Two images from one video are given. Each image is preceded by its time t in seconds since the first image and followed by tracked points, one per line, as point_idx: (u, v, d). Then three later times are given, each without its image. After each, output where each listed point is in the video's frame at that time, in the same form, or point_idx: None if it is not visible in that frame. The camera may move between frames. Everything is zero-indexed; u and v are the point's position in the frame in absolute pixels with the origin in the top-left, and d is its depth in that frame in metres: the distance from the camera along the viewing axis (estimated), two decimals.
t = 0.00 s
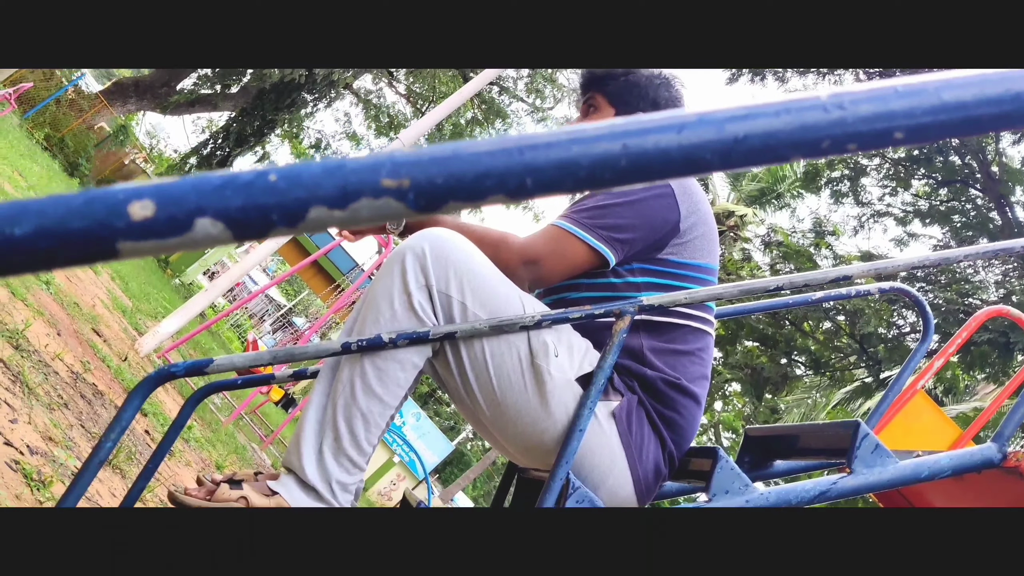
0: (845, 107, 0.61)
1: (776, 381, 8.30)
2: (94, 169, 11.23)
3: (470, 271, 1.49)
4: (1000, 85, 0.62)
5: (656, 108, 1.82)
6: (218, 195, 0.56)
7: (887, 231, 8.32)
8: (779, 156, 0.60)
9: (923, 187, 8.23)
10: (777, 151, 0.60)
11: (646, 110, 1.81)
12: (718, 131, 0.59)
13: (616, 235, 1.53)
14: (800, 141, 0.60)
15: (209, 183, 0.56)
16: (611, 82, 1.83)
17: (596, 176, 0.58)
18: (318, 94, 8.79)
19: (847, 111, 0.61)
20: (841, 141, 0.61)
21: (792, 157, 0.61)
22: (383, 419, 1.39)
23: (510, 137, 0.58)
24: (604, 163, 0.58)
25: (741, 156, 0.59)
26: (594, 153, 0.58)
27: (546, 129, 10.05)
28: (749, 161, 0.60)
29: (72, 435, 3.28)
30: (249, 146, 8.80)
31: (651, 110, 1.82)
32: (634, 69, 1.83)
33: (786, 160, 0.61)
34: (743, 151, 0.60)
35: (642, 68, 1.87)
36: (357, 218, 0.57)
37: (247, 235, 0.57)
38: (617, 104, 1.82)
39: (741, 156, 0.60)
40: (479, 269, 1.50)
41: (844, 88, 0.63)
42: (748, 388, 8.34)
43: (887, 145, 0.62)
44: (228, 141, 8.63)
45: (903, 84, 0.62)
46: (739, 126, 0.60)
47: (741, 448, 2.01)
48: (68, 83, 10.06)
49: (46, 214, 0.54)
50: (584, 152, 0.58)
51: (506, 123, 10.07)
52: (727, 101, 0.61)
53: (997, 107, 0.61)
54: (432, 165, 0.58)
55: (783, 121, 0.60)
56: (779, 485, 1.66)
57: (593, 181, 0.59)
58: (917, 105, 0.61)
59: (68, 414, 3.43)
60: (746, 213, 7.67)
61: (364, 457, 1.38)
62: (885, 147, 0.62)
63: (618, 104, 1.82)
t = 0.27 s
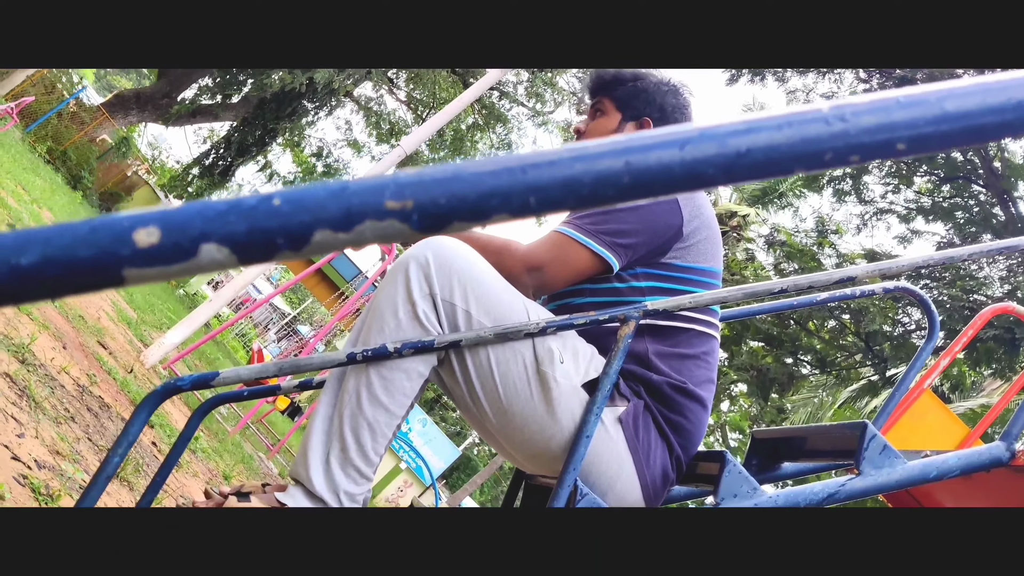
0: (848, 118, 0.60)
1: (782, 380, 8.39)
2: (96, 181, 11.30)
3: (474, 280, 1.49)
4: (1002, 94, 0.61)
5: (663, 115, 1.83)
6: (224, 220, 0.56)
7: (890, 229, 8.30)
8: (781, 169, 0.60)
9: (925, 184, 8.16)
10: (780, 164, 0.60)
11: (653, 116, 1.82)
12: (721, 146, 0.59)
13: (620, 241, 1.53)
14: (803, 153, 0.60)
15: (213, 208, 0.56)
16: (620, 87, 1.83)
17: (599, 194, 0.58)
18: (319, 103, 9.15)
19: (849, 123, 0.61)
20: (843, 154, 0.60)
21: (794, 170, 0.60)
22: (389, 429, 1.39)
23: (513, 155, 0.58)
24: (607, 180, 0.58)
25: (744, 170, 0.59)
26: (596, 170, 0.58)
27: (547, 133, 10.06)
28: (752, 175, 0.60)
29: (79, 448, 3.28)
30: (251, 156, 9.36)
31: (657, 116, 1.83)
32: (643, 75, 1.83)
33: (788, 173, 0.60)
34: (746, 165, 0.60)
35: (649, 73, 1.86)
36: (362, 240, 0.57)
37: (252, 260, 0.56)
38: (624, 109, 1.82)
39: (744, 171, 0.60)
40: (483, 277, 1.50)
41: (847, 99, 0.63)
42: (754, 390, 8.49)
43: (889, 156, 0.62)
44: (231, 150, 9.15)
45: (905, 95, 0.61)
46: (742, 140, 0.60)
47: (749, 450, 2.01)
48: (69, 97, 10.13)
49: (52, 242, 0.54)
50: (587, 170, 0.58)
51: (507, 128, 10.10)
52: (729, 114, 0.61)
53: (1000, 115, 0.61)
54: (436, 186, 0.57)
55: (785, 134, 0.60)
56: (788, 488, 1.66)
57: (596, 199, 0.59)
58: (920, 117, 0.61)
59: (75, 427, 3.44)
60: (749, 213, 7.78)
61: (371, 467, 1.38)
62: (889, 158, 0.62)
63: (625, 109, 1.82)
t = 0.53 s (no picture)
0: (849, 128, 0.61)
1: (786, 380, 8.35)
2: (97, 191, 11.32)
3: (476, 285, 1.49)
4: (1001, 102, 0.61)
5: (667, 119, 1.82)
6: (227, 240, 0.56)
7: (892, 227, 8.25)
8: (783, 180, 0.60)
9: (926, 181, 8.18)
10: (782, 175, 0.60)
11: (656, 120, 1.82)
12: (722, 158, 0.59)
13: (622, 245, 1.53)
14: (805, 164, 0.60)
15: (217, 228, 0.56)
16: (625, 90, 1.83)
17: (602, 208, 0.58)
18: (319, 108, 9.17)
19: (851, 132, 0.61)
20: (845, 163, 0.60)
21: (796, 181, 0.60)
22: (394, 436, 1.38)
23: (515, 171, 0.58)
24: (609, 194, 0.58)
25: (747, 181, 0.59)
26: (598, 184, 0.58)
27: (547, 136, 10.07)
28: (754, 186, 0.60)
29: (84, 459, 3.28)
30: (251, 163, 9.60)
31: (661, 120, 1.82)
32: (648, 79, 1.83)
33: (789, 183, 0.60)
34: (748, 176, 0.60)
35: (655, 78, 1.87)
36: (366, 256, 0.57)
37: (257, 278, 0.57)
38: (627, 112, 1.82)
39: (746, 182, 0.60)
40: (485, 283, 1.50)
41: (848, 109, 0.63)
42: (758, 390, 8.38)
43: (891, 165, 0.62)
44: (233, 158, 9.39)
45: (905, 103, 0.61)
46: (743, 151, 0.60)
47: (754, 451, 2.00)
48: (69, 107, 10.15)
49: (57, 263, 0.54)
50: (589, 183, 0.58)
51: (507, 131, 10.12)
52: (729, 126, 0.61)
53: (1000, 123, 0.61)
54: (438, 203, 0.58)
55: (786, 145, 0.60)
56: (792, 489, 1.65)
57: (599, 213, 0.59)
58: (920, 125, 0.61)
59: (79, 437, 3.44)
60: (749, 213, 7.81)
61: (376, 475, 1.37)
62: (890, 166, 0.62)
63: (628, 112, 1.82)
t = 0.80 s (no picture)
0: (849, 136, 0.60)
1: (789, 380, 8.36)
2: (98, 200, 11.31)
3: (479, 291, 1.49)
4: (1002, 106, 0.61)
5: (669, 123, 1.82)
6: (230, 258, 0.56)
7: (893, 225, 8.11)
8: (784, 189, 0.60)
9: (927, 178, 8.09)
10: (783, 183, 0.59)
11: (658, 123, 1.82)
12: (723, 167, 0.59)
13: (624, 249, 1.53)
14: (806, 172, 0.59)
15: (220, 245, 0.56)
16: (627, 93, 1.84)
17: (603, 219, 0.58)
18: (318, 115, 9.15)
19: (851, 140, 0.60)
20: (846, 170, 0.60)
21: (797, 189, 0.60)
22: (398, 442, 1.38)
23: (516, 183, 0.58)
24: (611, 205, 0.58)
25: (748, 191, 0.59)
26: (600, 197, 0.58)
27: (546, 139, 10.07)
28: (756, 195, 0.60)
29: (90, 469, 3.29)
30: (251, 169, 9.56)
31: (663, 124, 1.82)
32: (651, 83, 1.83)
33: (791, 192, 0.60)
34: (749, 186, 0.59)
35: (657, 83, 1.87)
36: (368, 272, 0.57)
37: (260, 295, 0.56)
38: (630, 115, 1.82)
39: (748, 192, 0.59)
40: (487, 289, 1.50)
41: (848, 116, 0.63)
42: (762, 390, 8.40)
43: (893, 171, 0.61)
44: (232, 166, 9.47)
45: (906, 109, 0.61)
46: (744, 160, 0.59)
47: (759, 453, 2.01)
48: (69, 117, 10.13)
49: (61, 283, 0.54)
50: (590, 196, 0.58)
51: (507, 134, 10.13)
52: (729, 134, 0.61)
53: (1001, 128, 0.61)
54: (440, 217, 0.58)
55: (788, 154, 0.60)
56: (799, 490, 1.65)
57: (600, 224, 0.58)
58: (921, 130, 0.61)
59: (84, 448, 3.44)
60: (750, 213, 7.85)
61: (381, 481, 1.37)
62: (892, 173, 0.61)
63: (630, 115, 1.82)
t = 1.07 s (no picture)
0: (848, 143, 0.60)
1: (792, 379, 8.33)
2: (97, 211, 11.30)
3: (480, 297, 1.49)
4: (999, 112, 0.61)
5: (670, 126, 1.82)
6: (230, 276, 0.56)
7: (893, 222, 8.09)
8: (782, 198, 0.60)
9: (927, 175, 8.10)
10: (781, 193, 0.59)
11: (659, 125, 1.81)
12: (721, 178, 0.59)
13: (623, 252, 1.53)
14: (804, 181, 0.59)
15: (220, 262, 0.56)
16: (629, 97, 1.85)
17: (603, 230, 0.58)
18: (316, 121, 9.37)
19: (849, 148, 0.60)
20: (845, 178, 0.60)
21: (795, 197, 0.60)
22: (401, 450, 1.37)
23: (515, 197, 0.58)
24: (610, 217, 0.58)
25: (746, 201, 0.59)
26: (599, 208, 0.58)
27: (545, 141, 10.06)
28: (754, 204, 0.59)
29: (94, 480, 3.28)
30: (251, 177, 10.15)
31: (664, 127, 1.81)
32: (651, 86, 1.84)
33: (789, 201, 0.60)
34: (747, 195, 0.59)
35: (659, 87, 1.88)
36: (369, 288, 0.57)
37: (261, 313, 0.56)
38: (631, 118, 1.82)
39: (746, 201, 0.59)
40: (489, 295, 1.50)
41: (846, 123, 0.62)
42: (765, 390, 8.34)
43: (892, 178, 0.61)
44: (232, 174, 10.07)
45: (902, 117, 0.61)
46: (741, 171, 0.59)
47: (763, 454, 2.00)
48: (69, 127, 10.08)
49: (61, 305, 0.54)
50: (590, 207, 0.58)
51: (506, 138, 10.16)
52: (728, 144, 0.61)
53: (1000, 133, 0.60)
54: (440, 232, 0.57)
55: (786, 163, 0.60)
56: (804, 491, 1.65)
57: (600, 236, 0.58)
58: (919, 137, 0.60)
59: (88, 459, 3.44)
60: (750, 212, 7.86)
61: (385, 490, 1.36)
62: (891, 180, 0.61)
63: (631, 118, 1.82)
